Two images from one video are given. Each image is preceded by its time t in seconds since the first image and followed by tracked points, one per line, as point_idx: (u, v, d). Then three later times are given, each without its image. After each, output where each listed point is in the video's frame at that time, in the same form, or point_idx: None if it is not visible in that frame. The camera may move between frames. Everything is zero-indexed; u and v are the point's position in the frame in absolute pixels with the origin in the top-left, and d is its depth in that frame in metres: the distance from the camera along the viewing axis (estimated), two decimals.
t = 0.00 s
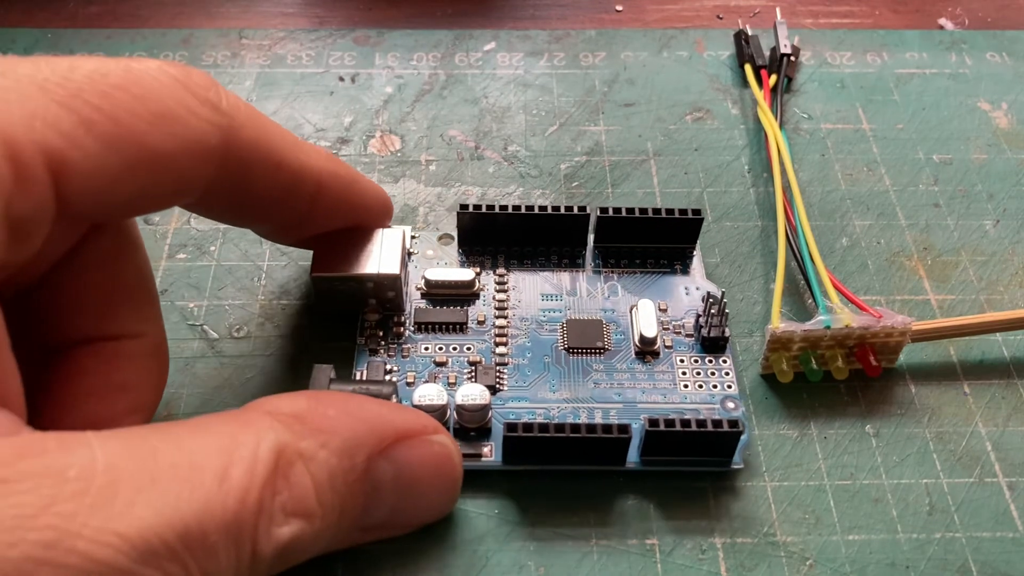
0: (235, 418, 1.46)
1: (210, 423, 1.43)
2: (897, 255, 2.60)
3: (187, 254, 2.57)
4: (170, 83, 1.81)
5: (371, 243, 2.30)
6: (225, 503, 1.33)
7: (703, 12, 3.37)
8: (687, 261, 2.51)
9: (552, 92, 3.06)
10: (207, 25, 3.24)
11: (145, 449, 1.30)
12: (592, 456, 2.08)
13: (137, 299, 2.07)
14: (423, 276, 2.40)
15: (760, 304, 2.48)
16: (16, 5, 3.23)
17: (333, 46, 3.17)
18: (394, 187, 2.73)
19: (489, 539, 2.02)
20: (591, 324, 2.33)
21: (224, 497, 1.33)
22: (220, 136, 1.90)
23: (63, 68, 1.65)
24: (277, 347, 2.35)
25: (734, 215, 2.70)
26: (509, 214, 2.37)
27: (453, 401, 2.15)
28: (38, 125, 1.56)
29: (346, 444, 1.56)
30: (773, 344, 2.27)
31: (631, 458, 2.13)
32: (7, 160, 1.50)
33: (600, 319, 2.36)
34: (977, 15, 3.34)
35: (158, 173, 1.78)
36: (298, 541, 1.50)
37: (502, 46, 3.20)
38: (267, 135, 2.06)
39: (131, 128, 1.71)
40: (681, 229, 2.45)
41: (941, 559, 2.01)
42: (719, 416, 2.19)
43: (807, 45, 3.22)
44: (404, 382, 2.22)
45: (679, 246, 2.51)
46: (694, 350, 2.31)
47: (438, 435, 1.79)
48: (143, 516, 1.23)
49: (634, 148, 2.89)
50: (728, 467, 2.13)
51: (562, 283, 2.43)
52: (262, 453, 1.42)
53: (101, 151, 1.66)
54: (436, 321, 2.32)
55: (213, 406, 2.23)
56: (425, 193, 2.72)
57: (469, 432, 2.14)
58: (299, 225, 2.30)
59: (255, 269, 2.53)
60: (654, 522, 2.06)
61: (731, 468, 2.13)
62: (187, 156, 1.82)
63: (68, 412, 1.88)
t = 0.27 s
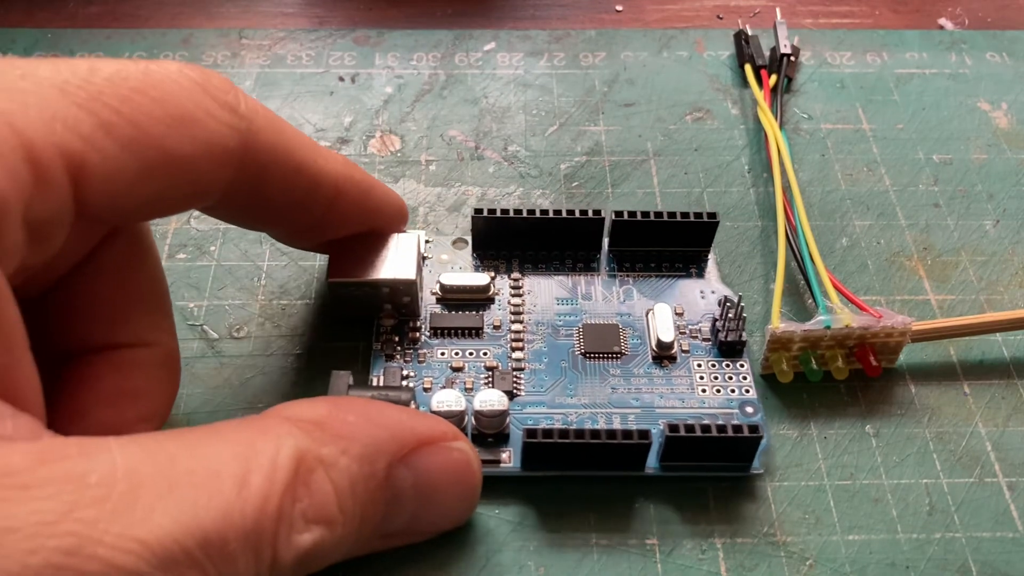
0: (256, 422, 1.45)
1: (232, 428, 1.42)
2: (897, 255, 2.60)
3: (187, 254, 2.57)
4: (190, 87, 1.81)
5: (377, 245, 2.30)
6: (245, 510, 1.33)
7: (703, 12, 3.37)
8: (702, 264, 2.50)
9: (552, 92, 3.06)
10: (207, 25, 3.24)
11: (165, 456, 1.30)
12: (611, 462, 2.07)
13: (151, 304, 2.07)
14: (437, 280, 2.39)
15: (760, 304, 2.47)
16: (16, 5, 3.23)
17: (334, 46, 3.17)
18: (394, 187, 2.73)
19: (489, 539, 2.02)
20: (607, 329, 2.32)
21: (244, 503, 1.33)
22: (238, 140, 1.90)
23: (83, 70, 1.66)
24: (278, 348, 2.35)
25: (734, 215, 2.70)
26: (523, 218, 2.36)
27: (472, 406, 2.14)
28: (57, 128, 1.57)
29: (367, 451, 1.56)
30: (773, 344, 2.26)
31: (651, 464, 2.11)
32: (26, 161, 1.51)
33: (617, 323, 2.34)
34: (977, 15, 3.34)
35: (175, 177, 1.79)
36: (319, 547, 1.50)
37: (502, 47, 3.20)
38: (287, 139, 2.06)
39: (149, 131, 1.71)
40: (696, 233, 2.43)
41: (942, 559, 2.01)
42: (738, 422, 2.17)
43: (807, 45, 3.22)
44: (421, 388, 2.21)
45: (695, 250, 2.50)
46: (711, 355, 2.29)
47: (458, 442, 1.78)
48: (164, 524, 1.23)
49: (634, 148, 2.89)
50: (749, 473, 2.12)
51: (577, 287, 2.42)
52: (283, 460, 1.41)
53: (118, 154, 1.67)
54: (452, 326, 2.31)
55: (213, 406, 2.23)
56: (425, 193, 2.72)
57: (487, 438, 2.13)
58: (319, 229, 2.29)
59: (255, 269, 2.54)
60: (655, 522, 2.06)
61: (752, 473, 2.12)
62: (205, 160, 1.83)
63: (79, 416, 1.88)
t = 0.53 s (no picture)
0: (284, 432, 1.47)
1: (259, 437, 1.43)
2: (897, 255, 2.60)
3: (187, 254, 2.57)
4: (220, 93, 1.83)
5: (389, 249, 2.30)
6: (272, 519, 1.33)
7: (703, 12, 3.37)
8: (726, 271, 2.50)
9: (552, 92, 3.06)
10: (207, 25, 3.24)
11: (193, 464, 1.31)
12: (636, 472, 2.06)
13: (174, 313, 2.09)
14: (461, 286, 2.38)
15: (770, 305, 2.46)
16: (16, 5, 3.23)
17: (334, 46, 3.17)
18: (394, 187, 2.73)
19: (490, 539, 2.02)
20: (631, 337, 2.31)
21: (272, 512, 1.33)
22: (266, 147, 1.91)
23: (112, 76, 1.68)
24: (279, 348, 2.35)
25: (734, 215, 2.70)
26: (546, 224, 2.36)
27: (496, 414, 2.14)
28: (87, 132, 1.59)
29: (392, 459, 1.56)
30: (788, 348, 2.25)
31: (676, 474, 2.10)
32: (54, 165, 1.52)
33: (641, 331, 2.34)
34: (977, 15, 3.34)
35: (203, 183, 1.80)
36: (346, 556, 1.52)
37: (503, 47, 3.20)
38: (315, 146, 2.06)
39: (177, 137, 1.73)
40: (720, 240, 2.44)
41: (941, 559, 2.01)
42: (763, 431, 2.16)
43: (807, 45, 3.22)
44: (445, 395, 2.21)
45: (719, 257, 2.50)
46: (736, 363, 2.29)
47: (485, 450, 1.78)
48: (193, 533, 1.23)
49: (634, 148, 2.89)
50: (775, 483, 2.10)
51: (600, 293, 2.42)
52: (310, 468, 1.42)
53: (146, 160, 1.68)
54: (475, 333, 2.31)
55: (213, 406, 2.23)
56: (424, 193, 2.72)
57: (512, 445, 2.12)
58: (346, 235, 2.28)
59: (255, 269, 2.54)
60: (655, 522, 2.06)
61: (778, 484, 2.10)
62: (233, 166, 1.84)
63: (102, 421, 1.89)
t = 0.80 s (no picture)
0: (332, 445, 1.46)
1: (307, 451, 1.43)
2: (897, 255, 2.60)
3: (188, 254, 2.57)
4: (270, 105, 1.81)
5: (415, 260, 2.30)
6: (320, 534, 1.33)
7: (703, 12, 3.37)
8: (769, 285, 2.45)
9: (552, 92, 3.06)
10: (208, 25, 3.24)
11: (240, 477, 1.33)
12: (677, 488, 2.04)
13: (214, 325, 2.11)
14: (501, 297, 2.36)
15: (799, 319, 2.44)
16: (16, 5, 3.23)
17: (334, 46, 3.17)
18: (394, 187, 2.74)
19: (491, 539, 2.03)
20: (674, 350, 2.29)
21: (318, 527, 1.33)
22: (315, 159, 1.91)
23: (165, 87, 1.67)
24: (279, 348, 2.36)
25: (733, 215, 2.71)
26: (585, 235, 2.34)
27: (537, 427, 2.13)
28: (138, 145, 1.58)
29: (438, 474, 1.54)
30: (832, 360, 2.23)
31: (720, 492, 2.08)
32: (106, 179, 1.53)
33: (684, 345, 2.31)
34: (977, 15, 3.34)
35: (251, 195, 1.79)
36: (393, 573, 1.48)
37: (502, 47, 3.20)
38: (361, 156, 2.05)
39: (229, 150, 1.72)
40: (765, 253, 2.40)
41: (941, 559, 2.01)
42: (808, 450, 2.13)
43: (806, 45, 3.22)
44: (485, 407, 2.19)
45: (763, 270, 2.46)
46: (780, 379, 2.25)
47: (529, 465, 1.75)
48: (241, 548, 1.25)
49: (634, 148, 2.89)
50: (819, 501, 2.08)
51: (641, 305, 2.39)
52: (357, 483, 1.41)
53: (197, 173, 1.68)
54: (516, 344, 2.29)
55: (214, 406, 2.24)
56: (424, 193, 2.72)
57: (554, 460, 2.11)
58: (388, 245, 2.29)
59: (255, 269, 2.53)
60: (654, 522, 2.07)
61: (822, 502, 2.08)
62: (281, 179, 1.83)
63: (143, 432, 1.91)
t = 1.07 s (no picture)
0: (285, 437, 1.47)
1: (259, 442, 1.43)
2: (897, 255, 2.60)
3: (188, 254, 2.57)
4: (211, 85, 1.85)
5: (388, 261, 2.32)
6: (267, 525, 1.32)
7: (703, 12, 3.37)
8: (725, 278, 2.45)
9: (552, 92, 3.06)
10: (208, 25, 3.24)
11: (188, 464, 1.30)
12: (628, 482, 2.05)
13: (168, 312, 2.12)
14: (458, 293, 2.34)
15: (805, 322, 2.44)
16: (16, 5, 3.22)
17: (334, 46, 3.17)
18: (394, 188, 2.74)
19: (490, 539, 2.03)
20: (630, 345, 2.28)
21: (266, 517, 1.32)
22: (257, 141, 1.93)
23: (105, 66, 1.72)
24: (278, 348, 2.36)
25: (733, 215, 2.70)
26: (545, 230, 2.33)
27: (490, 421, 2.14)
28: (77, 121, 1.62)
29: (389, 467, 1.56)
30: (841, 361, 2.21)
31: (670, 484, 2.09)
32: (43, 152, 1.56)
33: (640, 339, 2.30)
34: (977, 15, 3.34)
35: (191, 173, 1.82)
36: (337, 565, 1.50)
37: (503, 46, 3.20)
38: (312, 142, 2.07)
39: (167, 127, 1.75)
40: (721, 247, 2.39)
41: (941, 559, 2.01)
42: (760, 443, 2.14)
43: (806, 45, 3.22)
44: (441, 403, 2.18)
45: (723, 264, 2.45)
46: (734, 372, 2.26)
47: (478, 461, 1.79)
48: (183, 535, 1.23)
49: (634, 148, 2.88)
50: (771, 493, 2.10)
51: (600, 300, 2.37)
52: (306, 474, 1.41)
53: (136, 150, 1.71)
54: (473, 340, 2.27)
55: (215, 406, 2.24)
56: (424, 193, 2.72)
57: (507, 454, 2.11)
58: (344, 236, 2.30)
59: (255, 269, 2.53)
60: (654, 521, 2.06)
61: (776, 493, 2.10)
62: (222, 157, 1.86)
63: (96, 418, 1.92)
